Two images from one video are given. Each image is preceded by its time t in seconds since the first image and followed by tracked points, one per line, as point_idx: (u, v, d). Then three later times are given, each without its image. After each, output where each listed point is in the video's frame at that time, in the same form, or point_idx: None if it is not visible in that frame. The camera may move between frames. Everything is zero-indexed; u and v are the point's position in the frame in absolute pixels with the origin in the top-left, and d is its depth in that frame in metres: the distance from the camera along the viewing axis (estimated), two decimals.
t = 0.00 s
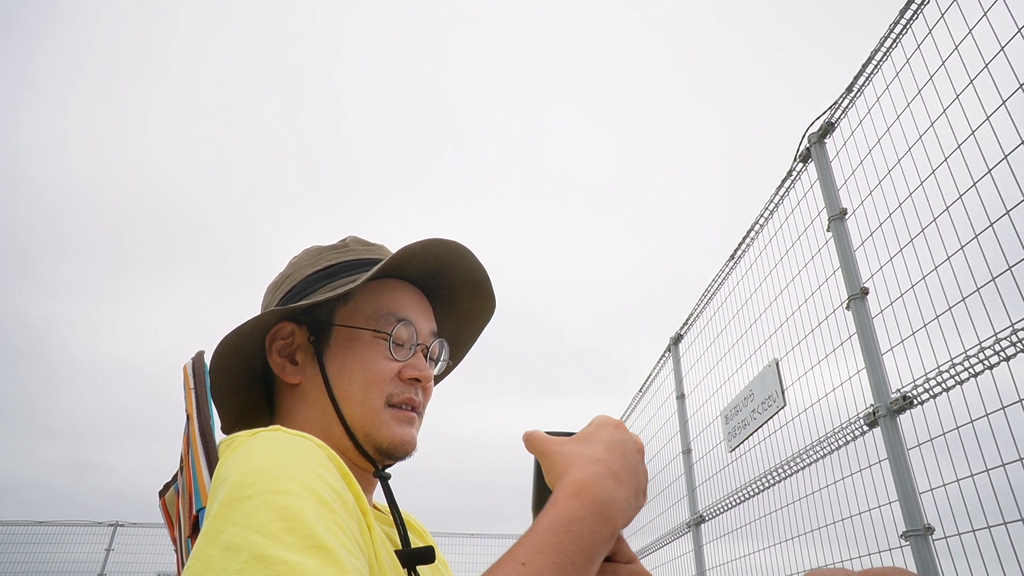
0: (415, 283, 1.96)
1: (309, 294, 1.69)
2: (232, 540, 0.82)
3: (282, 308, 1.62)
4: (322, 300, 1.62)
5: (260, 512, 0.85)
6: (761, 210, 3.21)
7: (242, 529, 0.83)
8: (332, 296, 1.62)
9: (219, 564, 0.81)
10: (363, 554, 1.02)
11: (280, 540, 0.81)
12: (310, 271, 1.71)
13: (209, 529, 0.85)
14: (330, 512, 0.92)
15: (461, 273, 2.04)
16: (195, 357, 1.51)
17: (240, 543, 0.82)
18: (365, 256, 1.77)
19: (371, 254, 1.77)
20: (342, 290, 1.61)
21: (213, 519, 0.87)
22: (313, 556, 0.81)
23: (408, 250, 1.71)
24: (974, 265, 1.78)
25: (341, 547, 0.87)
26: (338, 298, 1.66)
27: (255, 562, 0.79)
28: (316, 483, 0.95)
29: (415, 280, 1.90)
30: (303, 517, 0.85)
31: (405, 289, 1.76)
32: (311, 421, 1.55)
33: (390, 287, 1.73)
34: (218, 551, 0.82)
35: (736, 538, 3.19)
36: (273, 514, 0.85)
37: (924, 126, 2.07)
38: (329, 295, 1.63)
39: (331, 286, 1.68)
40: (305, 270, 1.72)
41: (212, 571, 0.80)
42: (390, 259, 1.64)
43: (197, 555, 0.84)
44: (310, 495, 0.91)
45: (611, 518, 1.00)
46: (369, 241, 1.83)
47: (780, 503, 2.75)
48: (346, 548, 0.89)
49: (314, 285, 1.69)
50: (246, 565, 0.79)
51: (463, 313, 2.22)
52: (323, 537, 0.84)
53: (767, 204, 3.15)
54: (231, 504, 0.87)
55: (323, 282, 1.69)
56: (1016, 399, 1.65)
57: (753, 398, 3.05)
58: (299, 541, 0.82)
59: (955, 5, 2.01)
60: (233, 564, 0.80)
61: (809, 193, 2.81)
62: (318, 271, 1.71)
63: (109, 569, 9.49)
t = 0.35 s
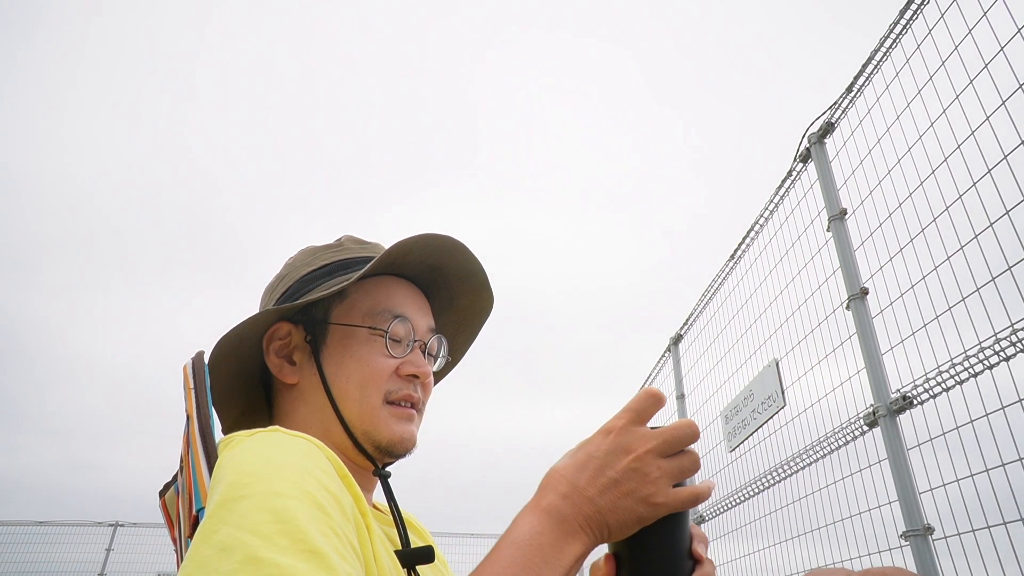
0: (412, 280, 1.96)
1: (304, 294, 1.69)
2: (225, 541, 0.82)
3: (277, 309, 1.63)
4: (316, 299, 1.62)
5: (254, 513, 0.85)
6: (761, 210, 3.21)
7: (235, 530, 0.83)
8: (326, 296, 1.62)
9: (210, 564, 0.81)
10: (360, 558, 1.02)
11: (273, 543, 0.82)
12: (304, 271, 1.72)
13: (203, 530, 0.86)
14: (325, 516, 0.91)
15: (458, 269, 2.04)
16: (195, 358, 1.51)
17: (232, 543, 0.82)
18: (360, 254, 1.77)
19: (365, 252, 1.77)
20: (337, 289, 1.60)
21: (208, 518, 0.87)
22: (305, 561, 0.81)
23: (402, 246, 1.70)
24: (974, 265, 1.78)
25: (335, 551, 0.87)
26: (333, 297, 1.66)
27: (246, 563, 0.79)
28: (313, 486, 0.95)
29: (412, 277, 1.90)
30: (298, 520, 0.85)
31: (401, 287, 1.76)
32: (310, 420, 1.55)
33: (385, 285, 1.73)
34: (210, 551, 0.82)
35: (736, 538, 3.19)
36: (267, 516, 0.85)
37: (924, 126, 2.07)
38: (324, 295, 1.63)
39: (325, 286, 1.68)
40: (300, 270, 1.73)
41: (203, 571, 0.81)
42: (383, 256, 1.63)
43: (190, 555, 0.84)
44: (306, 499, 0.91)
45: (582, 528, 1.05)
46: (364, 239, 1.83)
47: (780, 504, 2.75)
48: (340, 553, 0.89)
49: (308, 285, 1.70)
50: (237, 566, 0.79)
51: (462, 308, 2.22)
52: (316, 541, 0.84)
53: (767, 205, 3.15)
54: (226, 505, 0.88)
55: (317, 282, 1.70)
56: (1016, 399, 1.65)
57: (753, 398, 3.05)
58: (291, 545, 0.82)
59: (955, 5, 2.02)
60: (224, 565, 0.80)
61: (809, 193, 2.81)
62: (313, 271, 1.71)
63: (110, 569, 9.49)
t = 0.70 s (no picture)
0: (403, 275, 1.96)
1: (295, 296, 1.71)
2: (224, 540, 0.83)
3: (266, 310, 1.64)
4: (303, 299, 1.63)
5: (253, 512, 0.85)
6: (761, 210, 3.21)
7: (234, 529, 0.83)
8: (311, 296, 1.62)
9: (209, 563, 0.81)
10: (360, 558, 1.02)
11: (272, 542, 0.82)
12: (296, 275, 1.74)
13: (203, 528, 0.86)
14: (325, 516, 0.91)
15: (450, 262, 2.03)
16: (195, 357, 1.50)
17: (231, 543, 0.82)
18: (348, 253, 1.76)
19: (353, 250, 1.76)
20: (320, 288, 1.60)
21: (207, 517, 0.87)
22: (303, 560, 0.81)
23: (385, 240, 1.69)
24: (974, 265, 1.78)
25: (334, 550, 0.87)
26: (322, 296, 1.67)
27: (244, 562, 0.79)
28: (313, 487, 0.95)
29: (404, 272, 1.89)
30: (296, 519, 0.85)
31: (390, 283, 1.75)
32: (306, 420, 1.55)
33: (374, 282, 1.73)
34: (209, 550, 0.82)
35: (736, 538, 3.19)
36: (266, 515, 0.85)
37: (924, 126, 2.07)
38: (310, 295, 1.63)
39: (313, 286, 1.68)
40: (293, 272, 1.76)
41: (202, 570, 0.81)
42: (362, 250, 1.62)
43: (189, 554, 0.84)
44: (305, 498, 0.91)
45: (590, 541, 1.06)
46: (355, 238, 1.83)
47: (780, 504, 2.74)
48: (339, 552, 0.89)
49: (299, 286, 1.71)
50: (236, 565, 0.79)
51: (460, 302, 2.22)
52: (314, 540, 0.84)
53: (767, 205, 3.15)
54: (226, 504, 0.88)
55: (308, 283, 1.71)
56: (1016, 399, 1.65)
57: (753, 398, 3.05)
58: (290, 544, 0.82)
59: (955, 5, 2.02)
60: (222, 563, 0.80)
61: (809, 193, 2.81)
62: (303, 273, 1.73)
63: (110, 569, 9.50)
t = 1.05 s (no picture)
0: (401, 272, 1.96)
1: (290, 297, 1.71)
2: (218, 541, 0.83)
3: (261, 313, 1.65)
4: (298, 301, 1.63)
5: (248, 513, 0.85)
6: (761, 210, 3.21)
7: (229, 531, 0.83)
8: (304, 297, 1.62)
9: (203, 564, 0.81)
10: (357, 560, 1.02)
11: (266, 544, 0.82)
12: (292, 276, 1.75)
13: (199, 529, 0.86)
14: (321, 518, 0.91)
15: (445, 257, 2.02)
16: (195, 357, 1.50)
17: (225, 544, 0.82)
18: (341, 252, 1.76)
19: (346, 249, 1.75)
20: (313, 288, 1.60)
21: (203, 518, 0.87)
22: (297, 562, 0.81)
23: (377, 239, 1.67)
24: (974, 265, 1.78)
25: (329, 553, 0.87)
26: (316, 298, 1.67)
27: (238, 563, 0.79)
28: (310, 488, 0.95)
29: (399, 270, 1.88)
30: (292, 521, 0.85)
31: (385, 282, 1.75)
32: (305, 422, 1.55)
33: (368, 282, 1.72)
34: (204, 550, 0.82)
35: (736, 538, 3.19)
36: (262, 517, 0.85)
37: (924, 126, 2.07)
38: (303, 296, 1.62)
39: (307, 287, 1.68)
40: (290, 274, 1.77)
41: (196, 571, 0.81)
42: (352, 250, 1.60)
43: (184, 555, 0.84)
44: (302, 500, 0.91)
45: None
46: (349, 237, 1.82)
47: (779, 503, 2.75)
48: (335, 555, 0.88)
49: (294, 288, 1.72)
50: (229, 566, 0.79)
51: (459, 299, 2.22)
52: (309, 542, 0.84)
53: (767, 204, 3.15)
54: (222, 505, 0.88)
55: (303, 283, 1.72)
56: (1016, 399, 1.65)
57: (753, 398, 3.05)
58: (284, 546, 0.82)
59: (955, 5, 2.02)
60: (216, 565, 0.80)
61: (808, 193, 2.81)
62: (299, 275, 1.73)
63: (110, 569, 9.51)
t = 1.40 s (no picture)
0: (401, 271, 1.95)
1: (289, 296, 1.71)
2: (219, 537, 0.82)
3: (260, 313, 1.65)
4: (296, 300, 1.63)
5: (248, 510, 0.85)
6: (761, 210, 3.21)
7: (229, 527, 0.83)
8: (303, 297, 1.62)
9: (202, 560, 0.80)
10: (354, 561, 1.02)
11: (266, 541, 0.81)
12: (291, 275, 1.75)
13: (199, 526, 0.85)
14: (320, 518, 0.91)
15: (444, 255, 2.01)
16: (195, 358, 1.50)
17: (225, 540, 0.81)
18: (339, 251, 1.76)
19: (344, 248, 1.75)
20: (311, 288, 1.60)
21: (204, 515, 0.86)
22: (296, 561, 0.81)
23: (375, 238, 1.67)
24: (974, 265, 1.78)
25: (327, 554, 0.87)
26: (315, 297, 1.67)
27: (238, 560, 0.79)
28: (309, 489, 0.95)
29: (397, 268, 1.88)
30: (292, 520, 0.85)
31: (383, 281, 1.74)
32: (304, 423, 1.55)
33: (366, 281, 1.72)
34: (204, 547, 0.82)
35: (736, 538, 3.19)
36: (262, 514, 0.85)
37: (924, 126, 2.07)
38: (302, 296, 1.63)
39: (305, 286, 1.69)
40: (288, 273, 1.77)
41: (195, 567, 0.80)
42: (350, 250, 1.61)
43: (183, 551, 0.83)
44: (301, 499, 0.91)
45: None
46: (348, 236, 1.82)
47: (779, 504, 2.75)
48: (333, 555, 0.89)
49: (293, 287, 1.72)
50: (229, 562, 0.79)
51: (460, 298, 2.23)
52: (308, 542, 0.84)
53: (767, 205, 3.15)
54: (222, 502, 0.87)
55: (301, 283, 1.72)
56: (1016, 399, 1.65)
57: (753, 398, 3.05)
58: (284, 544, 0.82)
59: (955, 5, 2.02)
60: (215, 560, 0.79)
61: (809, 193, 2.81)
62: (297, 274, 1.73)
63: (110, 569, 9.51)
